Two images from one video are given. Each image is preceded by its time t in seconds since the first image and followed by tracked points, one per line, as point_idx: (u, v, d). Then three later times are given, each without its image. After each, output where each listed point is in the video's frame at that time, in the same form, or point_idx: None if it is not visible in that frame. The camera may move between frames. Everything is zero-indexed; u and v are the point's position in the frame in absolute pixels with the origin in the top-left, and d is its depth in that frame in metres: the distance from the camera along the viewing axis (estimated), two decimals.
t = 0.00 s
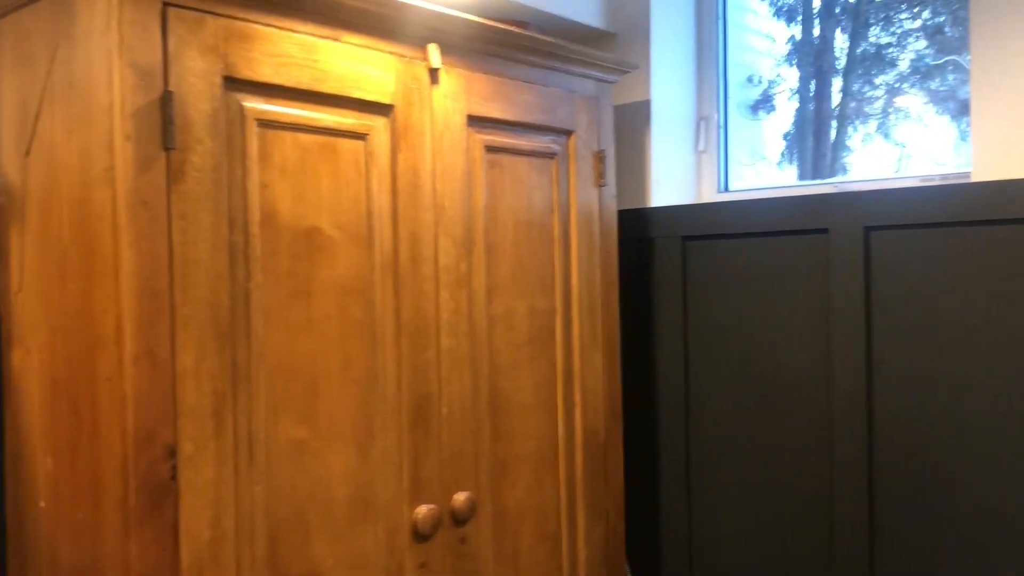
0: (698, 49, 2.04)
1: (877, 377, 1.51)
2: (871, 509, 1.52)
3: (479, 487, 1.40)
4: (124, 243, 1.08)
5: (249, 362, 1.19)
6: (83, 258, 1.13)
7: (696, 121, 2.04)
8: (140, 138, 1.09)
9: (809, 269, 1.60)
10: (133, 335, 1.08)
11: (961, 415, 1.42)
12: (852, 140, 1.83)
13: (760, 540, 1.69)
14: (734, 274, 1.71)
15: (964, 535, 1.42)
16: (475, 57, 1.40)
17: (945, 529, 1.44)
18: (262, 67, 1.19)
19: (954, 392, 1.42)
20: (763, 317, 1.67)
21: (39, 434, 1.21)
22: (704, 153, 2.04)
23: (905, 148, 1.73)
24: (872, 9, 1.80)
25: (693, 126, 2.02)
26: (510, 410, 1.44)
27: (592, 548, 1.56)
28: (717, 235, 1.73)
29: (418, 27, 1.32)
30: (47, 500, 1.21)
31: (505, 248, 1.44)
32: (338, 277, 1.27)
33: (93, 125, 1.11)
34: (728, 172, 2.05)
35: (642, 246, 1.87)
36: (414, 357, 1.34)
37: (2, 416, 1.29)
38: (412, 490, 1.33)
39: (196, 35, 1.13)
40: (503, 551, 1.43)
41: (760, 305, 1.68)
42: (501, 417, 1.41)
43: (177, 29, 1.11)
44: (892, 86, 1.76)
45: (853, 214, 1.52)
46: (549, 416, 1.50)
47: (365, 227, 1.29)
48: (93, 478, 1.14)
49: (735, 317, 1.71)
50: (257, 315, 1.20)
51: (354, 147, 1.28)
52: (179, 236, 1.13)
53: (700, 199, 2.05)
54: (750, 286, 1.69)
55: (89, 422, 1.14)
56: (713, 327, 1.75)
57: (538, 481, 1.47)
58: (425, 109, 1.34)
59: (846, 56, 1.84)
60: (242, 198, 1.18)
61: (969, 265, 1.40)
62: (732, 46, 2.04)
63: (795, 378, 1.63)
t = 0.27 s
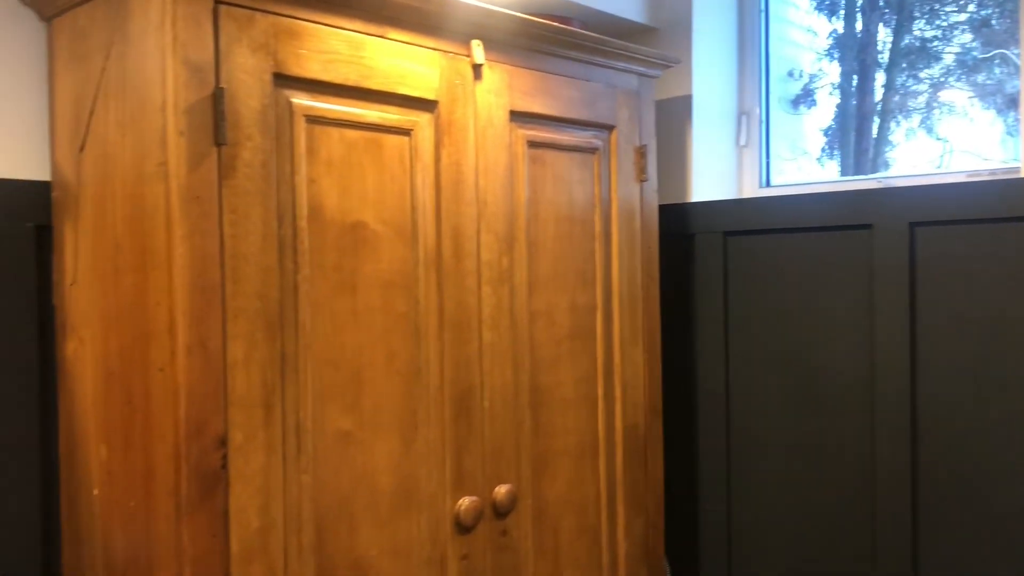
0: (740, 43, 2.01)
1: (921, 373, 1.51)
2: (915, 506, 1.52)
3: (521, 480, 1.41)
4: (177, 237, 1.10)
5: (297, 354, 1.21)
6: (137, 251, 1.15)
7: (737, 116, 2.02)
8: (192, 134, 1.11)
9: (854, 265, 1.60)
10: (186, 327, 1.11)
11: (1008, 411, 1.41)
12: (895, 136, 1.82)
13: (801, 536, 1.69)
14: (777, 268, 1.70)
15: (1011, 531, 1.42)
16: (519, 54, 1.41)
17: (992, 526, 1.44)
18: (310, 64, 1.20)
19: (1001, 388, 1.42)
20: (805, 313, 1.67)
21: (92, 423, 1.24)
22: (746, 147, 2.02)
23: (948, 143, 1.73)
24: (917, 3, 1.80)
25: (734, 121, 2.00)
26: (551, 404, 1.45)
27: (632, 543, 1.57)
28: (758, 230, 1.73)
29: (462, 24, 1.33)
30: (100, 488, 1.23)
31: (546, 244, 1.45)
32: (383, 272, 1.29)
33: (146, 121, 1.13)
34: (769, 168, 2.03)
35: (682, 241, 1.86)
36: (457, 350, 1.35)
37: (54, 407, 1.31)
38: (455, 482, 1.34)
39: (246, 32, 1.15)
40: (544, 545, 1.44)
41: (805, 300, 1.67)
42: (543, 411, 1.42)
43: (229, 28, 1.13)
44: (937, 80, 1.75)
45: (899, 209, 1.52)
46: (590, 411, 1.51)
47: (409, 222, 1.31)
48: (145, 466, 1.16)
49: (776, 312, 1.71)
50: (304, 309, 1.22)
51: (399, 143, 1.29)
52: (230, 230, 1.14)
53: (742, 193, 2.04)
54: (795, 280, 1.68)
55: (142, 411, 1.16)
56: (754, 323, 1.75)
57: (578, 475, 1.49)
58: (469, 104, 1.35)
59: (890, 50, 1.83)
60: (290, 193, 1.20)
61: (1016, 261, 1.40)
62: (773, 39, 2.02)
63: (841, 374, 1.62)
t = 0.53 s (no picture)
0: (776, 33, 2.01)
1: (958, 367, 1.51)
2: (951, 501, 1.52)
3: (556, 470, 1.44)
4: (225, 228, 1.12)
5: (340, 343, 1.22)
6: (184, 242, 1.17)
7: (773, 107, 2.01)
8: (239, 128, 1.13)
9: (890, 257, 1.60)
10: (233, 316, 1.12)
11: None
12: (932, 126, 1.81)
13: (836, 527, 1.70)
14: (814, 260, 1.72)
15: None
16: (557, 46, 1.43)
17: None
18: (352, 58, 1.22)
19: None
20: (841, 306, 1.68)
21: (140, 410, 1.26)
22: (782, 138, 2.01)
23: (987, 134, 1.72)
24: None
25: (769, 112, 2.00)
26: (586, 394, 1.48)
27: (666, 533, 1.59)
28: (792, 222, 1.74)
29: (500, 17, 1.35)
30: (148, 474, 1.26)
31: (582, 236, 1.47)
32: (422, 264, 1.30)
33: (193, 115, 1.15)
34: (805, 159, 2.02)
35: (717, 232, 1.89)
36: (494, 340, 1.36)
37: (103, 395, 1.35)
38: (492, 471, 1.36)
39: (291, 26, 1.16)
40: (579, 533, 1.47)
41: (841, 292, 1.68)
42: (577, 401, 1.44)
43: (273, 23, 1.15)
44: (976, 70, 1.74)
45: (936, 202, 1.51)
46: (625, 401, 1.53)
47: (447, 214, 1.32)
48: (192, 453, 1.18)
49: (809, 303, 1.73)
50: (347, 299, 1.23)
51: (438, 136, 1.31)
52: (275, 221, 1.16)
53: (778, 185, 2.03)
54: (831, 271, 1.69)
55: (190, 400, 1.18)
56: (788, 315, 1.76)
57: (613, 465, 1.51)
58: (506, 97, 1.37)
59: (928, 40, 1.81)
60: (333, 185, 1.21)
61: None
62: (809, 29, 2.01)
63: (876, 366, 1.63)
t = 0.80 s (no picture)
0: (808, 24, 2.00)
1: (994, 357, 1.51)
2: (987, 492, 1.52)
3: (591, 460, 1.46)
4: (271, 222, 1.14)
5: (380, 334, 1.24)
6: (230, 236, 1.20)
7: (805, 99, 2.01)
8: (284, 124, 1.15)
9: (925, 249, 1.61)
10: (279, 308, 1.15)
11: None
12: (966, 117, 1.81)
13: (868, 517, 1.71)
14: (846, 251, 1.73)
15: None
16: (593, 41, 1.45)
17: None
18: (391, 54, 1.23)
19: None
20: (876, 299, 1.69)
21: (186, 399, 1.30)
22: (814, 131, 2.00)
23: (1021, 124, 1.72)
24: None
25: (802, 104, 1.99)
26: (620, 385, 1.50)
27: (699, 522, 1.61)
28: (825, 214, 1.75)
29: (535, 12, 1.36)
30: (195, 461, 1.29)
31: (616, 228, 1.49)
32: (459, 256, 1.32)
33: (239, 112, 1.17)
34: (839, 152, 2.00)
35: (748, 224, 1.89)
36: (530, 331, 1.38)
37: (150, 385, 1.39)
38: (528, 460, 1.38)
39: (333, 24, 1.18)
40: (613, 521, 1.49)
41: (874, 283, 1.69)
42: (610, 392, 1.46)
43: (316, 20, 1.16)
44: (1010, 59, 1.74)
45: (972, 193, 1.51)
46: (659, 392, 1.55)
47: (484, 206, 1.34)
48: (238, 442, 1.21)
49: (843, 294, 1.74)
50: (387, 291, 1.25)
51: (476, 131, 1.32)
52: (319, 215, 1.18)
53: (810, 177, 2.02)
54: (865, 263, 1.70)
55: (235, 389, 1.21)
56: (822, 306, 1.77)
57: (647, 455, 1.53)
58: (541, 92, 1.38)
59: (961, 29, 1.82)
60: (373, 178, 1.23)
61: None
62: (841, 20, 2.00)
63: (909, 357, 1.64)
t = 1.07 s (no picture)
0: (833, 19, 2.00)
1: None
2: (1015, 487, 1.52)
3: (617, 453, 1.47)
4: (305, 219, 1.15)
5: (411, 329, 1.26)
6: (264, 233, 1.22)
7: (830, 93, 2.01)
8: (317, 122, 1.16)
9: (952, 244, 1.61)
10: (311, 303, 1.16)
11: None
12: (993, 111, 1.81)
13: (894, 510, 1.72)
14: (870, 245, 1.73)
15: None
16: (621, 37, 1.46)
17: None
18: (421, 53, 1.25)
19: None
20: (901, 294, 1.69)
21: (221, 393, 1.32)
22: (839, 125, 2.00)
23: None
24: None
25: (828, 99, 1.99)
26: (645, 379, 1.51)
27: (725, 515, 1.62)
28: (850, 209, 1.75)
29: (563, 9, 1.37)
30: (229, 454, 1.32)
31: (642, 223, 1.50)
32: (488, 252, 1.33)
33: (272, 111, 1.19)
34: (864, 146, 2.00)
35: (774, 220, 1.90)
36: (557, 326, 1.40)
37: (184, 378, 1.42)
38: (556, 453, 1.40)
39: (364, 22, 1.19)
40: (639, 514, 1.50)
41: (899, 277, 1.69)
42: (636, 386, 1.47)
43: (348, 19, 1.18)
44: None
45: (1000, 186, 1.51)
46: (684, 386, 1.56)
47: (511, 201, 1.35)
48: (272, 434, 1.23)
49: (868, 289, 1.74)
50: (417, 286, 1.27)
51: (504, 128, 1.34)
52: (351, 212, 1.19)
53: (835, 170, 2.02)
54: (891, 258, 1.70)
55: (269, 383, 1.23)
56: (847, 301, 1.77)
57: (672, 449, 1.54)
58: (568, 88, 1.39)
59: (988, 22, 1.81)
60: (404, 175, 1.24)
61: None
62: (866, 13, 1.99)
63: (935, 350, 1.64)
